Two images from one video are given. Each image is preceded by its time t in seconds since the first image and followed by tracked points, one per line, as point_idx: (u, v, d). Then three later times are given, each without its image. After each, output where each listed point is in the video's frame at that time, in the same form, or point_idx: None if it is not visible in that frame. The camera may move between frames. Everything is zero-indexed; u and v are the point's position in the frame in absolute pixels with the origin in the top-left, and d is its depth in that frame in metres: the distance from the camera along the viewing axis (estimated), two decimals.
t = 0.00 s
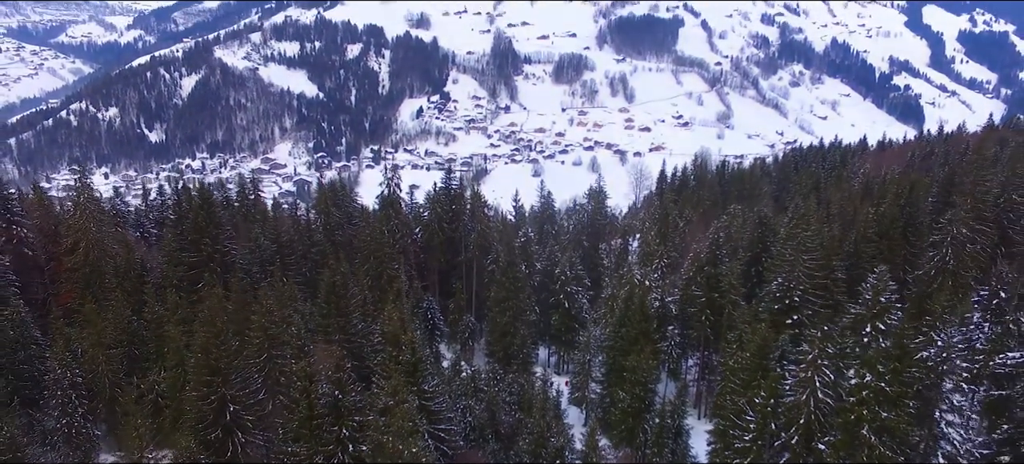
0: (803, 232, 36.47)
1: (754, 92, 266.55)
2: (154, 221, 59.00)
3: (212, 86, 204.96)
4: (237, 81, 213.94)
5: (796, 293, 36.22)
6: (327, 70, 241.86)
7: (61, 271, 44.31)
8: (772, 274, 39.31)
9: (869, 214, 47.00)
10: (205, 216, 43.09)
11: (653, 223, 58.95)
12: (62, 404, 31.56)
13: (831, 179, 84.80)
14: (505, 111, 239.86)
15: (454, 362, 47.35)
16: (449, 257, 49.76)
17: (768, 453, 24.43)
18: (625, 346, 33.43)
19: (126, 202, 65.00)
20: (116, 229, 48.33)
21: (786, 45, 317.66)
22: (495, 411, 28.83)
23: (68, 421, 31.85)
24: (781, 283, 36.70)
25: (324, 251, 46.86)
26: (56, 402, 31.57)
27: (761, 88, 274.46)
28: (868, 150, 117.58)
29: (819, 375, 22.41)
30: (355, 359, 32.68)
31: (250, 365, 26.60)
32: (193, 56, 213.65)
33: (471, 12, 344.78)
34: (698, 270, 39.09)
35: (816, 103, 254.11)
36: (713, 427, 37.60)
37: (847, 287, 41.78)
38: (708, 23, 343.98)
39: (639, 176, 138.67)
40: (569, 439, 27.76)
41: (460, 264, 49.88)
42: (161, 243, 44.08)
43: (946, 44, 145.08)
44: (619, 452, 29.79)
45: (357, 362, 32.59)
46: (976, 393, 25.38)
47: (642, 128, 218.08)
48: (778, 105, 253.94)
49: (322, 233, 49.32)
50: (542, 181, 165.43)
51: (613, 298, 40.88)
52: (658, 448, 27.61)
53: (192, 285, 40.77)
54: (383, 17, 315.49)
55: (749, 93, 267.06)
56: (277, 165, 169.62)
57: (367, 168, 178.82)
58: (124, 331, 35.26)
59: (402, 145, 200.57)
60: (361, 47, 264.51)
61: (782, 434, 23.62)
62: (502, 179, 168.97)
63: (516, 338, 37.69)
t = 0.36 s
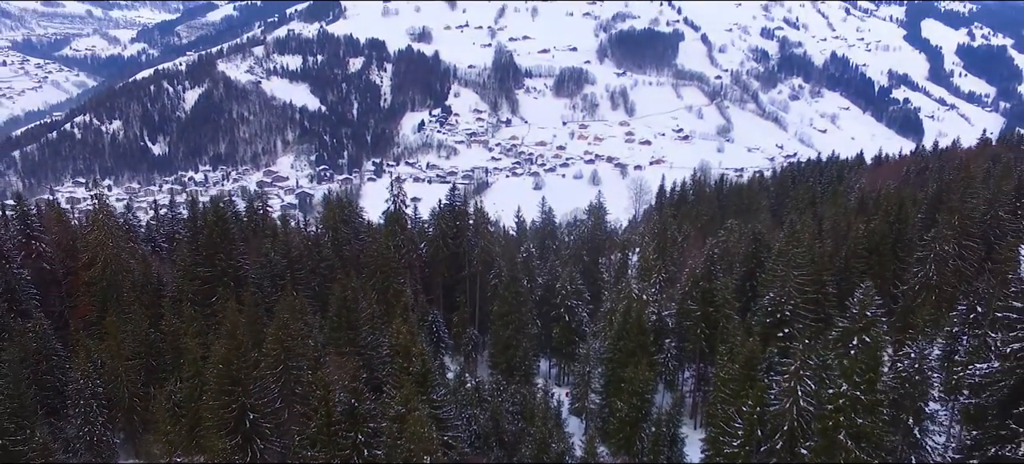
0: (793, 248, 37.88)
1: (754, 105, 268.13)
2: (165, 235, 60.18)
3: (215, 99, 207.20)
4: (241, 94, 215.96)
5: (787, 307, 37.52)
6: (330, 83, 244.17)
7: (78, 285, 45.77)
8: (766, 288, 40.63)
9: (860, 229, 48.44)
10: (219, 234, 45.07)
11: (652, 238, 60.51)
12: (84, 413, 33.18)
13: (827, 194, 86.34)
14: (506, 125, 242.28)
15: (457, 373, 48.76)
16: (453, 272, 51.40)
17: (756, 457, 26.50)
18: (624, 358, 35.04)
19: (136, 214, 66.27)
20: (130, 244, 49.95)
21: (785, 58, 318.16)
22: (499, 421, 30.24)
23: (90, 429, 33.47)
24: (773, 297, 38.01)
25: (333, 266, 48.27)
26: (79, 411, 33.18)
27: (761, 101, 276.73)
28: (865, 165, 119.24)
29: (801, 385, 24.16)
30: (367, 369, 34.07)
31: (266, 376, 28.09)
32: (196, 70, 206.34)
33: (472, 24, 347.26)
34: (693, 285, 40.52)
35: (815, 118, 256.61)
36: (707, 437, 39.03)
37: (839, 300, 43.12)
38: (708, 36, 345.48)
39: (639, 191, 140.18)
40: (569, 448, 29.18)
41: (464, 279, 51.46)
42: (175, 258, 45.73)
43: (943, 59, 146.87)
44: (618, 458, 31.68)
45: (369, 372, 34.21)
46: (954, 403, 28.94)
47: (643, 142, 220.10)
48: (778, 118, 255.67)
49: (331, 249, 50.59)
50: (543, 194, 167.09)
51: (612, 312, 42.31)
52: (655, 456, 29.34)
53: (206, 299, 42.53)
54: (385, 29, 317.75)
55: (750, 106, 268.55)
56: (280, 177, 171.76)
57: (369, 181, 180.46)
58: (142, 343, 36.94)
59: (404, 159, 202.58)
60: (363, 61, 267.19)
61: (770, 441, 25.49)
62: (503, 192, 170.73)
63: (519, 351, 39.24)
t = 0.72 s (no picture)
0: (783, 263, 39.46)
1: (754, 117, 269.69)
2: (176, 250, 61.27)
3: (218, 111, 209.72)
4: (244, 107, 218.04)
5: (778, 321, 38.97)
6: (331, 95, 246.18)
7: (93, 298, 47.23)
8: (759, 301, 42.17)
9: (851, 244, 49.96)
10: (232, 250, 46.89)
11: (651, 252, 62.07)
12: (103, 422, 34.47)
13: (822, 208, 87.88)
14: (506, 137, 244.45)
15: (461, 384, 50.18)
16: (457, 286, 52.94)
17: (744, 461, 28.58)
18: (621, 370, 36.34)
19: (145, 228, 67.83)
20: (144, 259, 51.55)
21: (785, 71, 319.50)
22: (502, 430, 31.75)
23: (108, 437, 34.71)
24: (766, 312, 39.44)
25: (341, 281, 50.15)
26: (98, 419, 34.47)
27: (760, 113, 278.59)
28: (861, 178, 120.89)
29: (782, 395, 26.64)
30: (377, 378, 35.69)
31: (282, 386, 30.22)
32: (200, 82, 213.21)
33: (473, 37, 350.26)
34: (689, 299, 42.07)
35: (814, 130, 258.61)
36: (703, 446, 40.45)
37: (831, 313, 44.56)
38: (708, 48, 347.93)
39: (637, 206, 142.16)
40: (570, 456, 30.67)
41: (468, 292, 52.97)
42: (189, 272, 47.42)
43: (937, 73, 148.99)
44: None
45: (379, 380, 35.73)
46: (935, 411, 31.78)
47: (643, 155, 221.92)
48: (777, 130, 257.45)
49: (339, 264, 52.28)
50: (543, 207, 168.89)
51: (610, 325, 43.79)
52: None
53: (219, 312, 44.27)
54: (386, 42, 320.47)
55: (749, 119, 269.77)
56: (281, 189, 173.77)
57: (370, 193, 182.37)
58: (159, 354, 38.31)
59: (405, 171, 204.80)
60: (365, 74, 269.45)
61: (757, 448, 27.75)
62: (503, 204, 172.68)
63: (521, 363, 40.67)
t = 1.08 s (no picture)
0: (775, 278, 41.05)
1: (753, 129, 271.59)
2: (184, 263, 62.60)
3: (219, 122, 211.58)
4: (246, 119, 219.79)
5: (770, 333, 40.48)
6: (333, 106, 248.13)
7: (107, 311, 48.77)
8: (753, 315, 43.48)
9: (844, 257, 51.13)
10: (243, 266, 48.69)
11: (650, 266, 63.37)
12: (120, 431, 35.88)
13: (818, 222, 89.11)
14: (508, 149, 246.29)
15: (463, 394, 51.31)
16: (460, 299, 54.42)
17: None
18: (618, 381, 37.44)
19: (154, 240, 69.37)
20: (155, 273, 53.05)
21: (785, 82, 320.86)
22: (504, 440, 33.06)
23: (126, 446, 36.11)
24: (758, 325, 41.06)
25: (347, 295, 51.66)
26: (116, 429, 35.88)
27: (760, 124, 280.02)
28: (856, 191, 122.32)
29: (769, 403, 28.66)
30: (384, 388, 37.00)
31: (296, 396, 31.94)
32: (201, 94, 222.98)
33: (474, 49, 353.09)
34: (686, 312, 43.52)
35: (813, 142, 260.46)
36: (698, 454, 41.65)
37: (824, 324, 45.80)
38: (708, 60, 350.55)
39: (636, 219, 143.62)
40: None
41: (470, 306, 54.34)
42: (201, 287, 49.08)
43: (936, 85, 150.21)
44: None
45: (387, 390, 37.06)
46: (919, 421, 33.15)
47: (642, 166, 223.61)
48: (777, 141, 259.05)
49: (346, 277, 53.71)
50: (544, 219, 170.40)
51: (608, 338, 45.02)
52: None
53: (231, 326, 46.10)
54: (388, 54, 323.31)
55: (749, 130, 270.80)
56: (283, 200, 175.62)
57: (372, 205, 184.09)
58: (173, 365, 39.79)
59: (405, 183, 206.52)
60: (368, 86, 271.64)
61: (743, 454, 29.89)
62: (504, 216, 174.38)
63: (522, 375, 42.11)
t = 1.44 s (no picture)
0: (769, 292, 42.45)
1: (754, 140, 272.83)
2: (193, 276, 63.63)
3: (223, 134, 213.49)
4: (249, 131, 220.79)
5: (764, 346, 41.84)
6: (335, 118, 250.13)
7: (121, 325, 50.41)
8: (748, 329, 44.97)
9: (837, 271, 52.68)
10: (254, 281, 50.39)
11: (649, 280, 64.71)
12: (136, 441, 37.28)
13: (816, 235, 90.30)
14: (509, 161, 248.01)
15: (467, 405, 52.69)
16: (464, 312, 55.97)
17: None
18: (616, 393, 38.77)
19: (161, 251, 70.45)
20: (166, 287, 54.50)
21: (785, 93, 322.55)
22: (508, 449, 34.53)
23: (141, 455, 37.51)
24: (753, 338, 42.33)
25: (354, 309, 53.30)
26: (133, 439, 37.26)
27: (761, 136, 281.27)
28: (855, 203, 123.28)
29: (758, 414, 30.99)
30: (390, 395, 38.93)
31: (308, 407, 33.58)
32: (206, 106, 222.81)
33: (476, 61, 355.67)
34: (684, 326, 45.05)
35: (814, 153, 261.87)
36: None
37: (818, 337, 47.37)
38: (709, 72, 353.13)
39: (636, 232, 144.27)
40: None
41: (474, 319, 55.89)
42: (213, 301, 50.66)
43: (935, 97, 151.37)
44: None
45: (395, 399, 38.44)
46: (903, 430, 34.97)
47: (644, 178, 224.82)
48: (778, 152, 259.82)
49: (353, 290, 55.14)
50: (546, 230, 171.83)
51: (608, 350, 46.45)
52: None
53: (242, 339, 48.25)
54: (390, 66, 325.78)
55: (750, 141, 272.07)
56: (286, 212, 177.18)
57: (374, 217, 185.53)
58: (187, 377, 41.26)
59: (408, 195, 207.76)
60: (369, 98, 271.86)
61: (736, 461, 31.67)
62: (505, 228, 175.62)
63: (524, 386, 43.51)
